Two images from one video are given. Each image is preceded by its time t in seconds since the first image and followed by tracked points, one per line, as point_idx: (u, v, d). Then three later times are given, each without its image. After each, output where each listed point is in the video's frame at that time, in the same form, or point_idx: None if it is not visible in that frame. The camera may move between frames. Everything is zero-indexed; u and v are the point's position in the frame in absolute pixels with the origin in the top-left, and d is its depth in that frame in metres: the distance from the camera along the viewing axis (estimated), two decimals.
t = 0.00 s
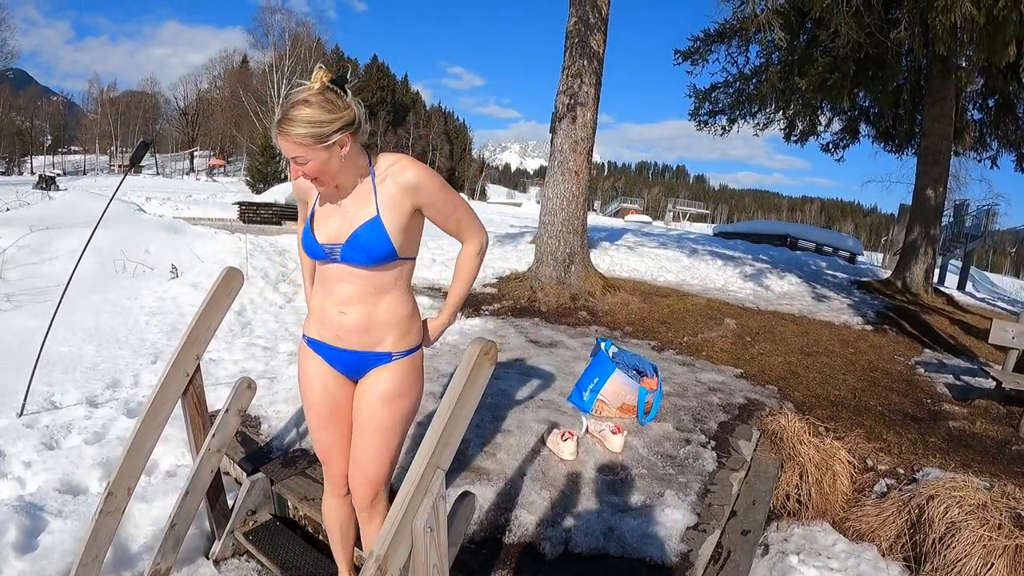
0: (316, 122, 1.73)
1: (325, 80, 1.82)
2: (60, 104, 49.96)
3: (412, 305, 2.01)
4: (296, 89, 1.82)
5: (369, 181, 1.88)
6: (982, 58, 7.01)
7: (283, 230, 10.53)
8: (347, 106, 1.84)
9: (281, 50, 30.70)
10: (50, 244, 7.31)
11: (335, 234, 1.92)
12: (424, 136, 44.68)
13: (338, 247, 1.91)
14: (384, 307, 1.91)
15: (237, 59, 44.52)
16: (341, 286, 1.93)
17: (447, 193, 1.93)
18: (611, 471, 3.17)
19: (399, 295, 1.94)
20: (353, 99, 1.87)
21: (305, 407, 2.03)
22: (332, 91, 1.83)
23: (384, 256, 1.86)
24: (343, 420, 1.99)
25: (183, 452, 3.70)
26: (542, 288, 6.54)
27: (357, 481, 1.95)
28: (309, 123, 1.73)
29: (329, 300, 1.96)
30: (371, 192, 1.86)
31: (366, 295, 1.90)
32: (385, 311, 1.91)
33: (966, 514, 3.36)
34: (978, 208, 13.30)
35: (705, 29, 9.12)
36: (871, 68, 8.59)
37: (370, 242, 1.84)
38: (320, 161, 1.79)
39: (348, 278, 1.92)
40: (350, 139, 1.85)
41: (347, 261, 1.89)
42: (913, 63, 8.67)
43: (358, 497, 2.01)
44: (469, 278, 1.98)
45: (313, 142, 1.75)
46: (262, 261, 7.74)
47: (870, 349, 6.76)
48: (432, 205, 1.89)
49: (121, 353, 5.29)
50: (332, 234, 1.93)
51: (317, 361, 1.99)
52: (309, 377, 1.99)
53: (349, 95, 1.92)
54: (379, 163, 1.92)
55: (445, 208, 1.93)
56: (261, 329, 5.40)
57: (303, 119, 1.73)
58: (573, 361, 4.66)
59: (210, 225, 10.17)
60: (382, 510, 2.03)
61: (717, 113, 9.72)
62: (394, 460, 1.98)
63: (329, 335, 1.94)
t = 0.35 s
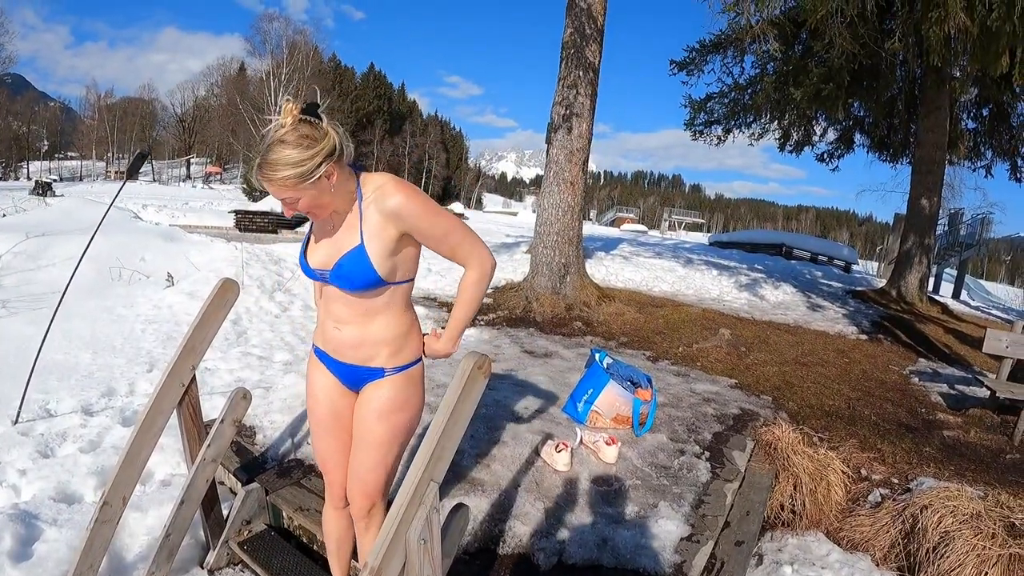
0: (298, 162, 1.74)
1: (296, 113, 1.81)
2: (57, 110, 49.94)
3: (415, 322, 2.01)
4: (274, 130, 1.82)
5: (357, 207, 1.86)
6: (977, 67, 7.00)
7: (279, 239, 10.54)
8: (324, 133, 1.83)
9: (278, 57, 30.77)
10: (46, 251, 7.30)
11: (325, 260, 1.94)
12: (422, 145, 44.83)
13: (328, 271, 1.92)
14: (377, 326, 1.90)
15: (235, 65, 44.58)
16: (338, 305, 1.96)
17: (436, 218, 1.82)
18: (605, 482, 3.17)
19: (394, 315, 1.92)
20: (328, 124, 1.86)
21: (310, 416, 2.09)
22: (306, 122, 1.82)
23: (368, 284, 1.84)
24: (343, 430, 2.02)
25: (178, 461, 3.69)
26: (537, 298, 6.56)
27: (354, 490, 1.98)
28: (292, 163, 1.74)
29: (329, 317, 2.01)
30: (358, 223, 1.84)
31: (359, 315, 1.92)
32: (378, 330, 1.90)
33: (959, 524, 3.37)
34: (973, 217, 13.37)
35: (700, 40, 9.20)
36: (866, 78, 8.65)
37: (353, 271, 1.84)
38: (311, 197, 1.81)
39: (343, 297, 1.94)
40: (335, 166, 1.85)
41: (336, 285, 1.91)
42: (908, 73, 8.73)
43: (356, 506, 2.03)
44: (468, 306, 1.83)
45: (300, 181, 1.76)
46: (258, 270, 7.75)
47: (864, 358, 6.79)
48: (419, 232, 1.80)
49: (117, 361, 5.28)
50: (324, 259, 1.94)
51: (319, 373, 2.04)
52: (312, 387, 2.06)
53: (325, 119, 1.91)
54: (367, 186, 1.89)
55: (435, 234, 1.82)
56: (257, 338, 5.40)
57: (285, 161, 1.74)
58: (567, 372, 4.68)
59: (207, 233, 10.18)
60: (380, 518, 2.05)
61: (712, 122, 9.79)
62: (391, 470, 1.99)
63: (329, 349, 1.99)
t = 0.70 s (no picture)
0: (255, 173, 1.72)
1: (247, 123, 1.78)
2: (25, 106, 48.66)
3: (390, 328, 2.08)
4: (227, 143, 1.79)
5: (319, 215, 1.83)
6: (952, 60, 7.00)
7: (255, 235, 10.40)
8: (278, 141, 1.80)
9: (253, 52, 30.28)
10: (16, 250, 7.12)
11: (291, 265, 1.94)
12: (395, 139, 44.49)
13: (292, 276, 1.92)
14: (347, 325, 1.94)
15: (210, 60, 43.78)
16: (309, 306, 2.00)
17: (388, 232, 1.73)
18: (583, 473, 3.19)
19: (364, 315, 1.95)
20: (282, 131, 1.83)
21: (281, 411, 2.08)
22: (259, 131, 1.79)
23: (331, 292, 1.85)
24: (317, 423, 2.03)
25: (156, 461, 3.64)
26: (513, 291, 6.56)
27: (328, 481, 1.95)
28: (249, 175, 1.71)
29: (303, 318, 2.05)
30: (317, 234, 1.81)
31: (329, 315, 1.94)
32: (349, 328, 1.94)
33: (933, 510, 3.45)
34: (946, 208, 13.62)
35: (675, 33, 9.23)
36: (840, 72, 8.75)
37: (315, 279, 1.84)
38: (273, 206, 1.79)
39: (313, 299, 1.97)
40: (294, 173, 1.82)
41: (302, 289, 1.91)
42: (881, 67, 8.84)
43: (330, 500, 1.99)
44: (400, 323, 1.65)
45: (259, 193, 1.74)
46: (233, 267, 7.64)
47: (838, 348, 6.90)
48: (371, 243, 1.73)
49: (92, 361, 5.18)
50: (289, 264, 1.94)
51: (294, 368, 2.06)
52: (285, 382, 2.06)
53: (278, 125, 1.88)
54: (328, 192, 1.85)
55: (386, 246, 1.73)
56: (233, 336, 5.33)
57: (242, 175, 1.71)
58: (543, 365, 4.69)
59: (181, 230, 10.01)
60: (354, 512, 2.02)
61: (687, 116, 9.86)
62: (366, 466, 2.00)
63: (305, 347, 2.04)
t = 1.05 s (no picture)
0: (180, 172, 1.72)
1: (171, 125, 1.80)
2: None
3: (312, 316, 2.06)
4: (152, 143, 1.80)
5: (239, 212, 1.83)
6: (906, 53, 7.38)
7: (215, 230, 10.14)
8: (201, 140, 1.81)
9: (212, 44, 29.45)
10: None
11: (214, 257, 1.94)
12: (356, 131, 43.62)
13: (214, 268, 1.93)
14: (263, 313, 1.91)
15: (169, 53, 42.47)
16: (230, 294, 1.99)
17: (303, 228, 1.74)
18: (543, 461, 3.20)
19: (279, 305, 1.92)
20: (205, 131, 1.84)
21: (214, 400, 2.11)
22: (182, 131, 1.81)
23: (247, 284, 1.86)
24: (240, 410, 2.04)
25: (115, 461, 3.53)
26: (473, 282, 6.54)
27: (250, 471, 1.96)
28: (173, 173, 1.72)
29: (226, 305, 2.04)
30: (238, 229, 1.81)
31: (246, 304, 1.93)
32: (263, 317, 1.92)
33: (893, 490, 3.56)
34: (903, 197, 14.00)
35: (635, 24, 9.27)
36: (798, 63, 8.95)
37: (232, 270, 1.85)
38: (198, 203, 1.80)
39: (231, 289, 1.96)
40: (217, 170, 1.83)
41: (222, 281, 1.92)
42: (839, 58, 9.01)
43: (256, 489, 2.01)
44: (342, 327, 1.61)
45: (184, 190, 1.75)
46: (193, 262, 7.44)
47: (798, 334, 7.05)
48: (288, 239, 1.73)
49: (48, 362, 5.00)
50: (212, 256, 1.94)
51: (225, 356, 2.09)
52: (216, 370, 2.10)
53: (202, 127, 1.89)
54: (250, 189, 1.85)
55: (303, 242, 1.73)
56: (191, 332, 5.20)
57: (167, 173, 1.72)
58: (503, 354, 4.68)
59: (138, 226, 9.70)
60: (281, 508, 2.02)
61: (647, 106, 9.92)
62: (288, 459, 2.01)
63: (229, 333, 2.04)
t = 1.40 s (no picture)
0: (13, 145, 1.76)
1: (10, 100, 1.80)
2: None
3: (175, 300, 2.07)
4: None
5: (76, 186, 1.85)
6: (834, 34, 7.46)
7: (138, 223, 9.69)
8: (40, 115, 1.82)
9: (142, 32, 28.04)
10: None
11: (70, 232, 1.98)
12: (286, 120, 42.07)
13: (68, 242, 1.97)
14: (114, 292, 1.94)
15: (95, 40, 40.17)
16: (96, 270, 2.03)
17: (122, 201, 1.72)
18: (466, 440, 3.20)
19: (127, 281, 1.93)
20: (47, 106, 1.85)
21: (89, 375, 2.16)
22: (23, 107, 1.82)
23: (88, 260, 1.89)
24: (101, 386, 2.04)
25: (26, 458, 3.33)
26: (400, 266, 6.51)
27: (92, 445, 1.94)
28: (8, 146, 1.76)
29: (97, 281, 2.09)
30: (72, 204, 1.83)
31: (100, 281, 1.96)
32: (114, 294, 1.94)
33: (824, 457, 3.70)
34: (831, 179, 14.63)
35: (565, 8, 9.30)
36: (726, 47, 9.13)
37: (75, 246, 1.89)
38: (35, 175, 1.83)
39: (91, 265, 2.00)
40: (57, 144, 1.84)
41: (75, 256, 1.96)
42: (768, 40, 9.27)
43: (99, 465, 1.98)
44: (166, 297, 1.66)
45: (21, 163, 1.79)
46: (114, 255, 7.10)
47: (727, 310, 7.28)
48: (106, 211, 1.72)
49: None
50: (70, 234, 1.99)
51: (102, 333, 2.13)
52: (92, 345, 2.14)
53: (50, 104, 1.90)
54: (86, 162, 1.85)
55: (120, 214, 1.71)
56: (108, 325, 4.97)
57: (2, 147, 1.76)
58: (426, 336, 4.68)
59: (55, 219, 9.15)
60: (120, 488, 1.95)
61: (577, 91, 9.97)
62: (134, 436, 1.97)
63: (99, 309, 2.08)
